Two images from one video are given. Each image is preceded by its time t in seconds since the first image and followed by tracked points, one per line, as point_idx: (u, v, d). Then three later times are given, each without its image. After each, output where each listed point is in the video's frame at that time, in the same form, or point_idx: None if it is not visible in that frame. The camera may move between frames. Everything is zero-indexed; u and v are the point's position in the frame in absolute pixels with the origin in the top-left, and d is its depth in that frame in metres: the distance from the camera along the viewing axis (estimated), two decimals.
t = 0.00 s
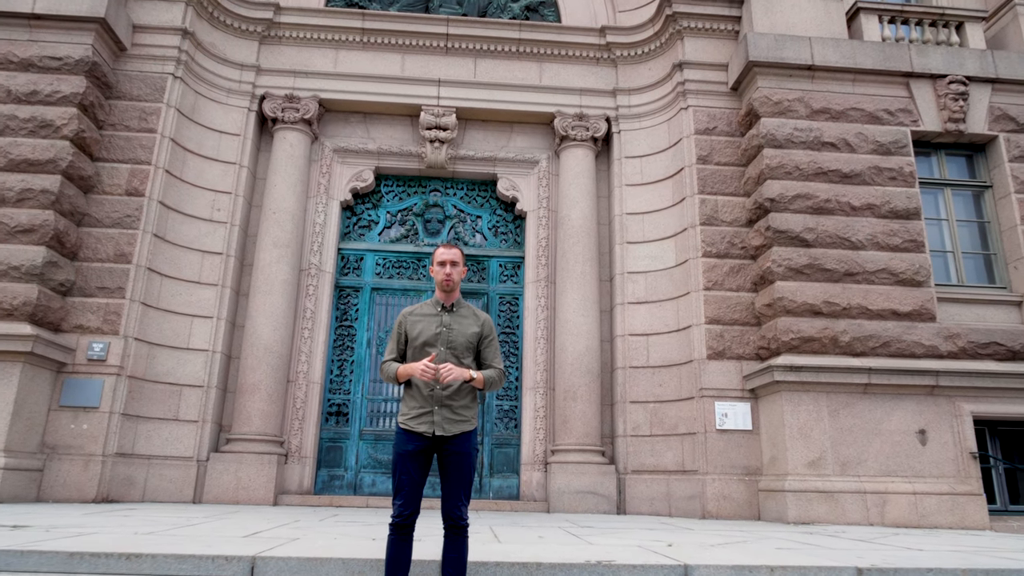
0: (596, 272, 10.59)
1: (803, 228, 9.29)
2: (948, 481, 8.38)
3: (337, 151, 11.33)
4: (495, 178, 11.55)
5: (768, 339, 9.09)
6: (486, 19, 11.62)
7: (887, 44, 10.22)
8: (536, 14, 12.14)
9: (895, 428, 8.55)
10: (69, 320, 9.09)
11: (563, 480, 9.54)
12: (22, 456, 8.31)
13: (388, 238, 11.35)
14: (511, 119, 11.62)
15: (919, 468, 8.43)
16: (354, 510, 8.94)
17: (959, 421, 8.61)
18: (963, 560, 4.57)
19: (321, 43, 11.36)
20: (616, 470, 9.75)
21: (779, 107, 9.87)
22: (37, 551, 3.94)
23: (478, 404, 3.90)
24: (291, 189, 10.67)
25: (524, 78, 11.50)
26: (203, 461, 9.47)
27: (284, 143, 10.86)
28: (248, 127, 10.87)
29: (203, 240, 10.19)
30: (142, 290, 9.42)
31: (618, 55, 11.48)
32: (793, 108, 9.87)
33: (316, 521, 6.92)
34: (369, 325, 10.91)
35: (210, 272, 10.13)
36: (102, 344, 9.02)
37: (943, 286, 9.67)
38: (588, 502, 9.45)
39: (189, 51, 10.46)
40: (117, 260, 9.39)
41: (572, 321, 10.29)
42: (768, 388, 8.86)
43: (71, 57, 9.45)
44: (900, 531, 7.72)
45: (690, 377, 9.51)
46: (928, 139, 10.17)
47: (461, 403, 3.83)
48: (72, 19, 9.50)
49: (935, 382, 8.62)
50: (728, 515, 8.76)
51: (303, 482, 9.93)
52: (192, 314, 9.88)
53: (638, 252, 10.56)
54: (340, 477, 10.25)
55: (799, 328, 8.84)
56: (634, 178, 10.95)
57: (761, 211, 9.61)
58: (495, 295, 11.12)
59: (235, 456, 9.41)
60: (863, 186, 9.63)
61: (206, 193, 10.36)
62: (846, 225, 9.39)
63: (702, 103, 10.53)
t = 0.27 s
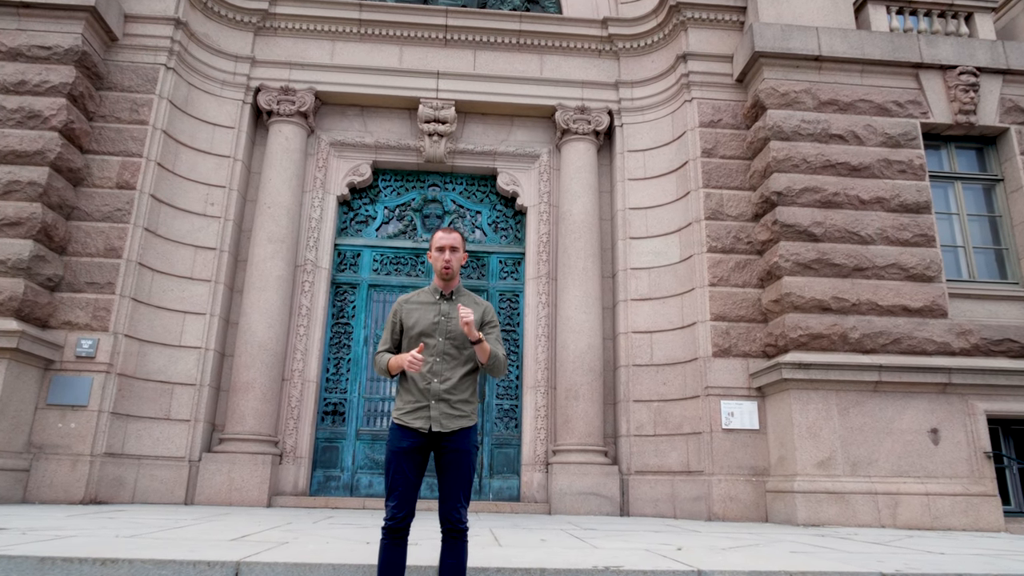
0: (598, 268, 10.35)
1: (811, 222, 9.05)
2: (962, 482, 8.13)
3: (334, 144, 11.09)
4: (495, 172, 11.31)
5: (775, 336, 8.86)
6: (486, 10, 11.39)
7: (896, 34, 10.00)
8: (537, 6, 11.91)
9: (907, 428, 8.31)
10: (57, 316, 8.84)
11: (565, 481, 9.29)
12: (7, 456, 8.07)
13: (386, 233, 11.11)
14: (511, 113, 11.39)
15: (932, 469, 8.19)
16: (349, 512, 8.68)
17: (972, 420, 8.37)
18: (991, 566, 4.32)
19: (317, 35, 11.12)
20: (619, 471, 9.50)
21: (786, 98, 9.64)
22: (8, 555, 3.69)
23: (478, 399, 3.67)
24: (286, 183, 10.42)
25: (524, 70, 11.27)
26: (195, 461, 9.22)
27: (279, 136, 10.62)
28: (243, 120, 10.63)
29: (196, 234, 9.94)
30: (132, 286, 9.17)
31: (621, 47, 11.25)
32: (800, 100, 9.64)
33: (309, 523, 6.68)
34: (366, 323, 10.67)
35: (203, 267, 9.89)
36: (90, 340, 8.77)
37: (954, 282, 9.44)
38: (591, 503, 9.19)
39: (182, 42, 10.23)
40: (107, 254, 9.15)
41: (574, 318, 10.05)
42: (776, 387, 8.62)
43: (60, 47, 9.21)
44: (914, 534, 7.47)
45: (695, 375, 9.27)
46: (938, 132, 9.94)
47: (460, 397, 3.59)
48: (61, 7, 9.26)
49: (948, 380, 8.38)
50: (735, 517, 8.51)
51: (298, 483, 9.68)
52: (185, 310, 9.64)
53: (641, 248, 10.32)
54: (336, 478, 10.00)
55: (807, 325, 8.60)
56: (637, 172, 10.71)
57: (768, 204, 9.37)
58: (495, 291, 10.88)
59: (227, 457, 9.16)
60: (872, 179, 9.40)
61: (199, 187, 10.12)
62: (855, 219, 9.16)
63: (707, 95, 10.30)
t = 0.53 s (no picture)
0: (601, 264, 10.12)
1: (820, 217, 8.82)
2: (976, 484, 7.90)
3: (331, 138, 10.85)
4: (495, 167, 11.08)
5: (783, 334, 8.63)
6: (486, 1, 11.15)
7: (907, 25, 9.76)
8: None
9: (919, 428, 8.08)
10: (46, 313, 8.61)
11: (568, 483, 9.06)
12: None
13: (384, 229, 10.87)
14: (512, 106, 11.16)
15: (945, 470, 7.96)
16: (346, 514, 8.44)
17: (986, 420, 8.14)
18: None
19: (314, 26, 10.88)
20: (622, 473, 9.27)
21: (794, 90, 9.40)
22: None
23: (479, 398, 3.43)
24: (282, 178, 10.18)
25: (526, 63, 11.03)
26: (188, 462, 8.98)
27: (275, 130, 10.38)
28: (238, 113, 10.39)
29: (189, 230, 9.70)
30: (123, 282, 8.94)
31: (624, 39, 11.01)
32: (809, 92, 9.40)
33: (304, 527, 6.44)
34: (363, 320, 10.43)
35: (197, 264, 9.65)
36: (80, 338, 8.54)
37: (966, 279, 9.21)
38: (594, 505, 8.96)
39: (175, 33, 9.98)
40: (98, 250, 8.92)
41: (576, 316, 9.81)
42: (784, 386, 8.39)
43: (49, 37, 8.98)
44: (928, 537, 7.24)
45: (701, 374, 9.04)
46: (950, 125, 9.71)
47: (460, 397, 3.36)
48: None
49: (961, 379, 8.15)
50: (742, 520, 8.28)
51: (294, 485, 9.44)
52: (177, 308, 9.40)
53: (645, 244, 10.09)
54: (332, 480, 9.77)
55: (817, 322, 8.37)
56: (641, 167, 10.47)
57: (775, 199, 9.14)
58: (496, 288, 10.65)
59: (221, 458, 8.92)
60: (882, 173, 9.17)
61: (192, 181, 9.88)
62: (865, 214, 8.93)
63: (713, 88, 10.07)
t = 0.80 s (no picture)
0: (605, 262, 9.90)
1: (830, 213, 8.61)
2: (992, 487, 7.68)
3: (329, 134, 10.65)
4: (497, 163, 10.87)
5: (792, 333, 8.41)
6: None
7: (917, 17, 9.55)
8: None
9: (932, 429, 7.86)
10: (37, 311, 8.40)
11: (571, 485, 8.85)
12: None
13: (383, 226, 10.67)
14: (513, 101, 10.95)
15: (959, 473, 7.74)
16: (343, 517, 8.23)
17: (1001, 421, 7.92)
18: None
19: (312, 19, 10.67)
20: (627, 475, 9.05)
21: (803, 84, 9.19)
22: None
23: (482, 399, 3.22)
24: (279, 174, 9.97)
25: (527, 57, 10.82)
26: (182, 464, 8.77)
27: (272, 125, 10.17)
28: (234, 107, 10.18)
29: (184, 227, 9.50)
30: (116, 280, 8.73)
31: (628, 33, 10.81)
32: (817, 85, 9.19)
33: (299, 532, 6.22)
34: (362, 319, 10.22)
35: (192, 261, 9.45)
36: (71, 337, 8.33)
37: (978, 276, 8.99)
38: (598, 508, 8.75)
39: (170, 26, 9.78)
40: (90, 246, 8.71)
41: (579, 314, 9.60)
42: (794, 386, 8.18)
43: (40, 29, 8.77)
44: (943, 542, 7.02)
45: (708, 374, 8.82)
46: (961, 119, 9.50)
47: (462, 398, 3.15)
48: None
49: (976, 379, 7.93)
50: (751, 523, 8.07)
51: (291, 487, 9.23)
52: (172, 306, 9.20)
53: (650, 241, 9.88)
54: (330, 482, 9.56)
55: (827, 320, 8.15)
56: (645, 162, 10.26)
57: (784, 194, 8.93)
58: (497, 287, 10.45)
59: (216, 459, 8.71)
60: (893, 168, 8.95)
61: (187, 177, 9.68)
62: (876, 209, 8.71)
63: (719, 81, 9.86)
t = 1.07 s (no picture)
0: (609, 262, 9.71)
1: (839, 211, 8.42)
2: (1007, 492, 7.49)
3: (328, 131, 10.46)
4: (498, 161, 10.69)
5: (801, 334, 8.22)
6: None
7: (927, 12, 9.37)
8: None
9: (946, 433, 7.67)
10: (28, 311, 8.21)
11: (575, 490, 8.65)
12: None
13: (383, 226, 10.48)
14: (515, 98, 10.77)
15: (974, 478, 7.54)
16: (341, 523, 8.03)
17: (1016, 425, 7.72)
18: None
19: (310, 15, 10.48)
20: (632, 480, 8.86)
21: (811, 80, 9.00)
22: None
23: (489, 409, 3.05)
24: (276, 172, 9.78)
25: (529, 53, 10.64)
26: (177, 469, 8.58)
27: (269, 122, 9.98)
28: (231, 104, 9.99)
29: (180, 226, 9.31)
30: (110, 280, 8.53)
31: (632, 29, 10.62)
32: (826, 81, 9.00)
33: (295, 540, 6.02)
34: (361, 320, 10.03)
35: (187, 261, 9.25)
36: (63, 338, 8.13)
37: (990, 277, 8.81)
38: (602, 514, 8.55)
39: (166, 21, 9.59)
40: (83, 246, 8.52)
41: (583, 315, 9.41)
42: (803, 389, 7.98)
43: (32, 23, 8.58)
44: (959, 549, 6.82)
45: (715, 376, 8.62)
46: (972, 117, 9.32)
47: (468, 408, 2.98)
48: None
49: (990, 382, 7.74)
50: (759, 530, 7.87)
51: (288, 492, 9.03)
52: (167, 306, 9.00)
53: (655, 240, 9.69)
54: (329, 486, 9.37)
55: (837, 321, 7.95)
56: (650, 160, 10.08)
57: (792, 193, 8.74)
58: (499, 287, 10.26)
59: (211, 464, 8.52)
60: (904, 166, 8.77)
61: (183, 174, 9.49)
62: (886, 208, 8.52)
63: (725, 78, 9.67)
